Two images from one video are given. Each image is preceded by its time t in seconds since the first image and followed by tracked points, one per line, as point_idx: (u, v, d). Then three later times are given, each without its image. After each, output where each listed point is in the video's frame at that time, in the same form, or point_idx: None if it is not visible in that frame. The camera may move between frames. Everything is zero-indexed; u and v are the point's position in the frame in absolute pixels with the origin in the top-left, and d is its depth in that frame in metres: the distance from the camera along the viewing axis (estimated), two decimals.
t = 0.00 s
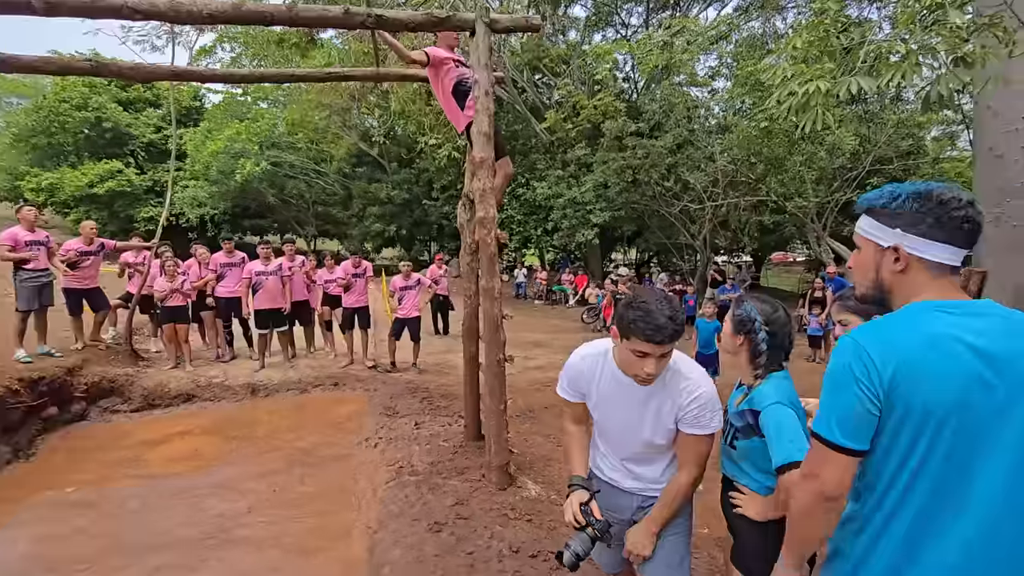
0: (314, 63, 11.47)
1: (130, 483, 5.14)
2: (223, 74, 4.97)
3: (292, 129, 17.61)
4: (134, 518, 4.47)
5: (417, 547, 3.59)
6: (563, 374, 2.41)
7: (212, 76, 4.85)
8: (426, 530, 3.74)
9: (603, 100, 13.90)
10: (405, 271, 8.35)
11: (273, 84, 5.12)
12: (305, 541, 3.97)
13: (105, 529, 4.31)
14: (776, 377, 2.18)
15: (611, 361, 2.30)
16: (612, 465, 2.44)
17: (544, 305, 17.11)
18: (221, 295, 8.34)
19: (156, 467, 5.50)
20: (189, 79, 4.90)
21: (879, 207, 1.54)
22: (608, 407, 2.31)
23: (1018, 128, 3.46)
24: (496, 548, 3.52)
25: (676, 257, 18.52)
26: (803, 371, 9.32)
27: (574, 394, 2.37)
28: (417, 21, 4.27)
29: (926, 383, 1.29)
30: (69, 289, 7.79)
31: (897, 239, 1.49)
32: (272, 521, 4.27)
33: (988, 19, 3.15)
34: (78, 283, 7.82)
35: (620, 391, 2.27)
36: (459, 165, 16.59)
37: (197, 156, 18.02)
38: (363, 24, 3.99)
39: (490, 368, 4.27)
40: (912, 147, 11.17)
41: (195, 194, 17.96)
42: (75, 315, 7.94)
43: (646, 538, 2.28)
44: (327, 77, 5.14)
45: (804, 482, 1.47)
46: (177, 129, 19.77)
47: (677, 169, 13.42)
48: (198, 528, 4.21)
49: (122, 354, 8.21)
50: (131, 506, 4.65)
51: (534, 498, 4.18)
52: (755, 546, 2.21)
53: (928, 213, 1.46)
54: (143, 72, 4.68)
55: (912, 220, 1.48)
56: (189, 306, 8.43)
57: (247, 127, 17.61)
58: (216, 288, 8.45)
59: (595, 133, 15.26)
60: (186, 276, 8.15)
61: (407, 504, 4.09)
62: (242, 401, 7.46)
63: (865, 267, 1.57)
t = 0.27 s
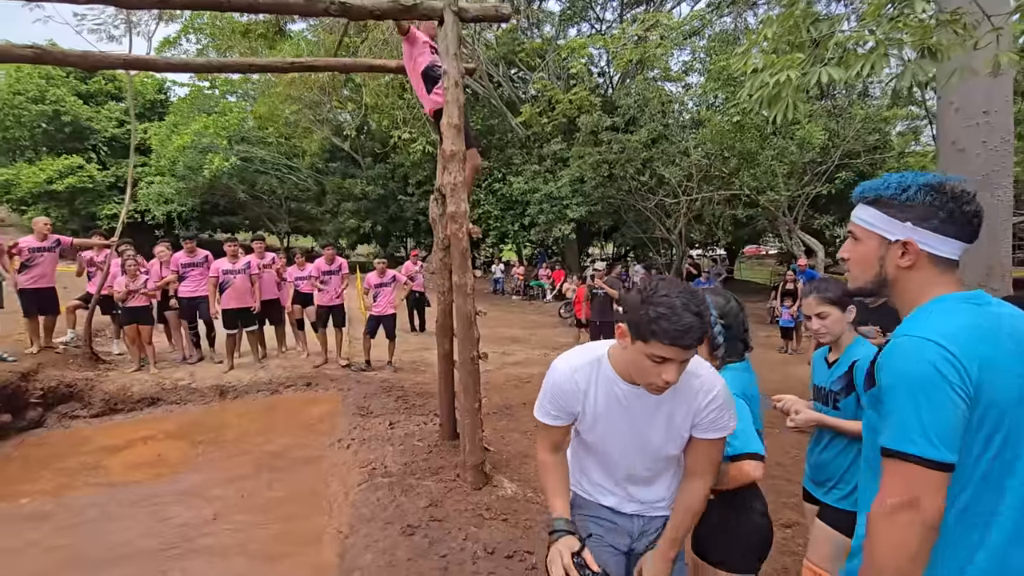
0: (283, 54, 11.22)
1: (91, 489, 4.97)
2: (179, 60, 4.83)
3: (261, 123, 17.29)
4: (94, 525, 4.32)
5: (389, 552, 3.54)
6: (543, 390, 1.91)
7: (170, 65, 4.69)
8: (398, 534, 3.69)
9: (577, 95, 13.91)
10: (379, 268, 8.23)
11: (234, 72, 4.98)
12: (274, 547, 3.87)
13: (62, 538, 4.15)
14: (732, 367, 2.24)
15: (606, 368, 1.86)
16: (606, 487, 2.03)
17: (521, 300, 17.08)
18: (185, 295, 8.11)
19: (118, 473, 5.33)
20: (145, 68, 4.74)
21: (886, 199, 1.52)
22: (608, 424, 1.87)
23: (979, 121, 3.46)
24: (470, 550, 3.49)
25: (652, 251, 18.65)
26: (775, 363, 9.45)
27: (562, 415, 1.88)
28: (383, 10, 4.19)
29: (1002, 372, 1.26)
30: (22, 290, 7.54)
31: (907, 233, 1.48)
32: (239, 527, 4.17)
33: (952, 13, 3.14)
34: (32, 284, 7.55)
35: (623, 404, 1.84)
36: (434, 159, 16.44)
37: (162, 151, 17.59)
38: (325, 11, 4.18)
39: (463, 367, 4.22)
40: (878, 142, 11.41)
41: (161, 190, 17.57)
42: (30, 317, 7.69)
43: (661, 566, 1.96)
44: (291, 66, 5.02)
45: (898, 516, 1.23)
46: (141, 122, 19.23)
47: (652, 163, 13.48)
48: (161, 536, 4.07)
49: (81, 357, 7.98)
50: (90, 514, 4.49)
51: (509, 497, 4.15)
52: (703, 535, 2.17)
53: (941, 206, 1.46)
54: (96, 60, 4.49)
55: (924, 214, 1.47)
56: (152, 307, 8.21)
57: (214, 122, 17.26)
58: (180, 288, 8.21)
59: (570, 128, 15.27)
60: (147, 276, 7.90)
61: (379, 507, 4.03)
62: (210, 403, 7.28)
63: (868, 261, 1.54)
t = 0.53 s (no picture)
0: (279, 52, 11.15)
1: (81, 494, 4.92)
2: (171, 58, 4.78)
3: (256, 122, 17.22)
4: (84, 530, 4.28)
5: (383, 559, 3.51)
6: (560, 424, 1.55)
7: (161, 62, 4.65)
8: (392, 540, 3.66)
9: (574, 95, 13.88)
10: (376, 269, 8.19)
11: (227, 70, 4.93)
12: (266, 552, 3.84)
13: (50, 543, 4.11)
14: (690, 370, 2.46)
15: (638, 389, 1.55)
16: (634, 544, 1.66)
17: (517, 300, 17.06)
18: (177, 296, 8.03)
19: (109, 476, 5.29)
20: (136, 66, 4.68)
21: (911, 201, 1.52)
22: (645, 460, 1.54)
23: (976, 122, 3.46)
24: (465, 557, 3.46)
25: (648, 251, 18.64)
26: (772, 364, 9.44)
27: (588, 453, 1.54)
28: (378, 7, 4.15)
29: None
30: (13, 288, 7.48)
31: (928, 238, 1.48)
32: (232, 532, 4.13)
33: (949, 12, 3.10)
34: (23, 282, 7.50)
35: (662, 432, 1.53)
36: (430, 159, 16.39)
37: (156, 150, 17.49)
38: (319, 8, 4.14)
39: (459, 370, 4.19)
40: (874, 143, 11.42)
41: (155, 189, 17.48)
42: (20, 316, 7.62)
43: None
44: (285, 64, 4.97)
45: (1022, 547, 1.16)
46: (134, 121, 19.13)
47: (649, 163, 13.47)
48: (151, 542, 4.03)
49: (73, 359, 7.91)
50: (80, 519, 4.44)
51: (505, 501, 4.13)
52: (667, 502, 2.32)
53: (968, 213, 1.44)
54: (86, 57, 4.44)
55: (948, 219, 1.46)
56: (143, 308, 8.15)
57: (208, 121, 17.19)
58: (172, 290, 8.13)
59: (567, 128, 15.25)
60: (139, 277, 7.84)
61: (374, 512, 4.00)
62: (204, 405, 7.23)
63: (887, 262, 1.56)
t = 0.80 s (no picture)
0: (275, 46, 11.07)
1: (75, 491, 4.89)
2: (165, 51, 4.73)
3: (251, 116, 17.15)
4: (79, 528, 4.24)
5: (382, 557, 3.50)
6: (606, 458, 1.23)
7: (156, 54, 4.59)
8: (391, 539, 3.64)
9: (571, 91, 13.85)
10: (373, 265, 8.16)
11: (223, 63, 4.88)
12: (263, 551, 3.81)
13: (44, 542, 4.07)
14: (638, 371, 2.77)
15: (701, 415, 1.26)
16: None
17: (514, 297, 17.04)
18: (173, 292, 7.93)
19: (104, 474, 5.25)
20: (130, 59, 4.63)
21: (922, 199, 1.52)
22: (715, 504, 1.24)
23: (973, 121, 3.45)
24: (465, 556, 3.45)
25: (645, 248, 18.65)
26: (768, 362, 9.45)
27: (641, 500, 1.22)
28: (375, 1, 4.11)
29: None
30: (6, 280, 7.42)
31: (934, 238, 1.49)
32: (228, 530, 4.10)
33: (947, 11, 3.08)
34: (16, 275, 7.43)
35: (737, 461, 1.24)
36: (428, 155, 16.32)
37: (150, 144, 17.38)
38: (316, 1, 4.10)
39: (458, 368, 4.17)
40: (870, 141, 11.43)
41: (149, 184, 17.36)
42: (12, 311, 7.54)
43: None
44: (282, 58, 4.93)
45: None
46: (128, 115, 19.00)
47: (647, 160, 13.46)
48: (146, 541, 4.01)
49: (66, 355, 7.85)
50: (74, 517, 4.41)
51: (504, 499, 4.12)
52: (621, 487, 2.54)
53: (978, 213, 1.44)
54: (79, 49, 4.38)
55: (957, 220, 1.46)
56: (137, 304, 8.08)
57: (203, 115, 17.07)
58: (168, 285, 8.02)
59: (564, 124, 15.22)
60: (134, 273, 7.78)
61: (372, 510, 3.98)
62: (199, 402, 7.19)
63: (893, 260, 1.57)
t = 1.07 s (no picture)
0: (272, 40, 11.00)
1: (75, 486, 4.88)
2: (164, 43, 4.68)
3: (247, 109, 17.06)
4: (80, 522, 4.24)
5: (386, 551, 3.52)
6: (693, 484, 1.07)
7: (155, 47, 4.55)
8: (394, 533, 3.66)
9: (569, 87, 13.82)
10: (372, 260, 8.15)
11: (223, 56, 4.85)
12: (265, 545, 3.82)
13: (45, 536, 4.06)
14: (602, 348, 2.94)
15: (806, 433, 1.09)
16: None
17: (511, 293, 17.05)
18: (173, 287, 7.78)
19: (103, 468, 5.25)
20: (128, 51, 4.58)
21: (901, 196, 1.60)
22: (833, 541, 1.05)
23: (970, 120, 3.46)
24: (468, 549, 3.47)
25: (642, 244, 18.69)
26: (766, 358, 9.50)
27: (738, 531, 1.04)
28: None
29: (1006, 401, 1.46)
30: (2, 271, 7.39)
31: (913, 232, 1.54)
32: (231, 524, 4.11)
33: (945, 10, 3.08)
34: (11, 267, 7.40)
35: (852, 480, 1.06)
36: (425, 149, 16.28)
37: (145, 137, 17.27)
38: None
39: (460, 363, 4.19)
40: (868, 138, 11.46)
41: (144, 178, 17.24)
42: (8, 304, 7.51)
43: None
44: (283, 51, 4.90)
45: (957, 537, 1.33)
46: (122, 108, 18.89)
47: (645, 156, 13.47)
48: (148, 535, 4.01)
49: (64, 349, 7.84)
50: (75, 511, 4.41)
51: (506, 493, 4.14)
52: (589, 462, 2.96)
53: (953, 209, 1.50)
54: (76, 41, 4.34)
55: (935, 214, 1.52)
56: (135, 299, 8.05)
57: (198, 108, 16.95)
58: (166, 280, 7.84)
59: (562, 120, 15.21)
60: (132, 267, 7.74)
61: (375, 504, 4.00)
62: (198, 396, 7.19)
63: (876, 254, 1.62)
